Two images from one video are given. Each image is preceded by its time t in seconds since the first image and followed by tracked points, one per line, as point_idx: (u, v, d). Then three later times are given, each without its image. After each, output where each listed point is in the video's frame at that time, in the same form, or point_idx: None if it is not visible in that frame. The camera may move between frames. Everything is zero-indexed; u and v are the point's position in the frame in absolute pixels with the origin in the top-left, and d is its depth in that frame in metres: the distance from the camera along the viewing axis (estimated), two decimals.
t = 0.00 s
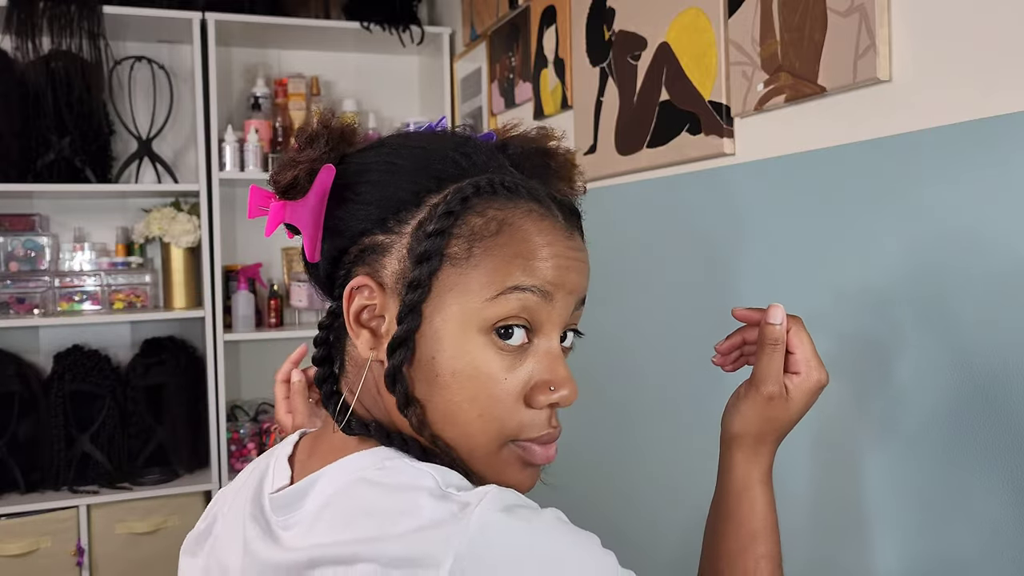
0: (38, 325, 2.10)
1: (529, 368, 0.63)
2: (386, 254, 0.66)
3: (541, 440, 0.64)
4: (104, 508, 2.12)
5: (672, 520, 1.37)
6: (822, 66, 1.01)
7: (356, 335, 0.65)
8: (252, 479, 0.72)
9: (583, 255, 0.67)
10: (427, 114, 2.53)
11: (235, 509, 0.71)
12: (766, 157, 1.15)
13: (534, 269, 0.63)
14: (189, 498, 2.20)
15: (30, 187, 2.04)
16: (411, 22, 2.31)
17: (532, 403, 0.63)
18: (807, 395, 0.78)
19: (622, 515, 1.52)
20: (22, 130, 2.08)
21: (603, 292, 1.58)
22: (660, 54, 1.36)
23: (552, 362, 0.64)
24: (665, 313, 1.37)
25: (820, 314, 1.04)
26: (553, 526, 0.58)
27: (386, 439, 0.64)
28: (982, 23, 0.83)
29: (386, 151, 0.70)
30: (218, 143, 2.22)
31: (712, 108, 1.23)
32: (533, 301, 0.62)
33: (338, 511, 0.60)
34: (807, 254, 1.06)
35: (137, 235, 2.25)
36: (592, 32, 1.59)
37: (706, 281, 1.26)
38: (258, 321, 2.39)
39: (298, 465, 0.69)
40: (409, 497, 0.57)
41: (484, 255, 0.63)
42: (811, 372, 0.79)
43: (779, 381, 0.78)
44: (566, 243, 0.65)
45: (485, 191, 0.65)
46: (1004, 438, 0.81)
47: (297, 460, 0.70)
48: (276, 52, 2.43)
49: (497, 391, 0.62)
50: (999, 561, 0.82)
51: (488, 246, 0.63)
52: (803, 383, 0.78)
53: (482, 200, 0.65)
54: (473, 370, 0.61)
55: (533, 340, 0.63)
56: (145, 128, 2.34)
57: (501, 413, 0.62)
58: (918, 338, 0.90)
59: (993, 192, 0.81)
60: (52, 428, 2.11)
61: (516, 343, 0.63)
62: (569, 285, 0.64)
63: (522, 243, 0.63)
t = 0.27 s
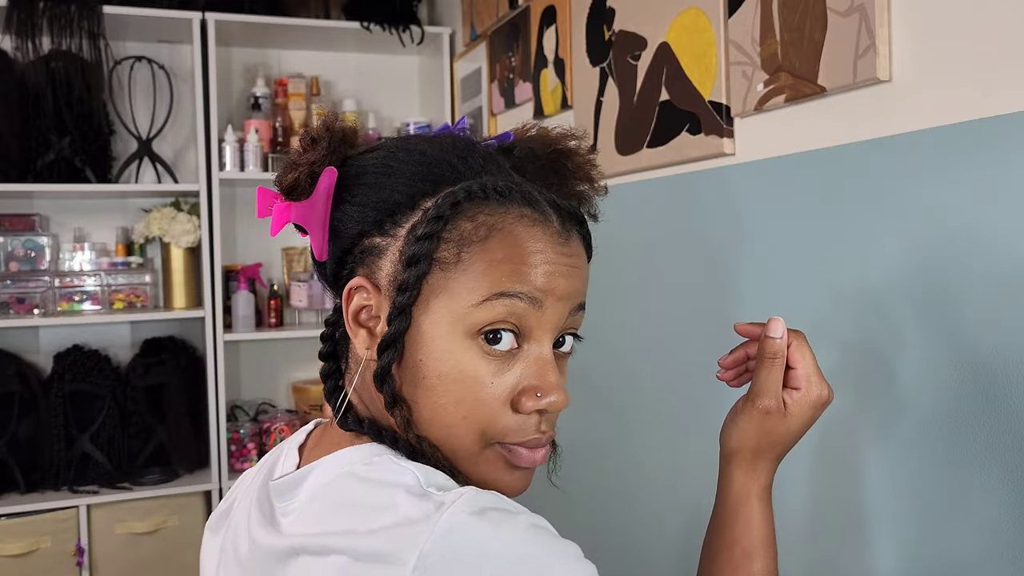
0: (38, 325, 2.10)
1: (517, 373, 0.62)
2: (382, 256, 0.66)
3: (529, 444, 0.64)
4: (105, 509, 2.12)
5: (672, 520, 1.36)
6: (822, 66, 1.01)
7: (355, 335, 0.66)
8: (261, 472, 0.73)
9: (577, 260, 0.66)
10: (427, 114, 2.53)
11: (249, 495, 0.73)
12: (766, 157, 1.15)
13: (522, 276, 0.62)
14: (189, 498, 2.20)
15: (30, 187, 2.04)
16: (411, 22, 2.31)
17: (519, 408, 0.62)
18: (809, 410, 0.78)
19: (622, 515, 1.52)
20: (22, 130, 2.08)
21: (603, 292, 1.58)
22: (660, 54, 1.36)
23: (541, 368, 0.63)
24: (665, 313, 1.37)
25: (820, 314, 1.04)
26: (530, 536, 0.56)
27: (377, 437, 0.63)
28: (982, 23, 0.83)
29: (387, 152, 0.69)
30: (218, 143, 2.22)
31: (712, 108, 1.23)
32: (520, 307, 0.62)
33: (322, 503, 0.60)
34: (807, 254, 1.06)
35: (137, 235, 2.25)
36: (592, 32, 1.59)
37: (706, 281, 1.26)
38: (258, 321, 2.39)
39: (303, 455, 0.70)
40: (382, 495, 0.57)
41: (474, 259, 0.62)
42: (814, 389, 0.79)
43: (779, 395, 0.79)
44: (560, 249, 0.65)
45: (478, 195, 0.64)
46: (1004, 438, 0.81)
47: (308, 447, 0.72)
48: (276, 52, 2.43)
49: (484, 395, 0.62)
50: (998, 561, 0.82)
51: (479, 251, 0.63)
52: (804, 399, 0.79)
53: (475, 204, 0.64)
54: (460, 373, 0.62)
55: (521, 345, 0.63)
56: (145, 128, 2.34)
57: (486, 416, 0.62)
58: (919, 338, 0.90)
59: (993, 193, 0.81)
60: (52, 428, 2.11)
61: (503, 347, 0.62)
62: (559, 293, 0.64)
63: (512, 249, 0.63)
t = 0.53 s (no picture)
0: (38, 325, 2.10)
1: (487, 371, 0.62)
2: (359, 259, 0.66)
3: (504, 442, 0.63)
4: (104, 509, 2.12)
5: (673, 521, 1.36)
6: (822, 66, 1.00)
7: (338, 335, 0.66)
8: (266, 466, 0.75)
9: (550, 258, 0.65)
10: (427, 114, 2.53)
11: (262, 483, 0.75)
12: (766, 157, 1.14)
13: (488, 275, 0.62)
14: (189, 498, 2.20)
15: (29, 187, 2.04)
16: (410, 22, 2.31)
17: (491, 406, 0.61)
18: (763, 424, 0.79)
19: (620, 516, 1.52)
20: (23, 130, 2.09)
21: (602, 292, 1.58)
22: (660, 54, 1.36)
23: (513, 366, 0.62)
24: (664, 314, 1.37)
25: (819, 315, 1.04)
26: (473, 537, 0.56)
27: (355, 436, 0.63)
28: (982, 24, 0.83)
29: (365, 157, 0.70)
30: (218, 143, 2.22)
31: (712, 108, 1.23)
32: (486, 306, 0.61)
33: (288, 498, 0.62)
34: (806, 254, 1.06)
35: (137, 235, 2.25)
36: (592, 32, 1.58)
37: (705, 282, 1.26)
38: (258, 321, 2.39)
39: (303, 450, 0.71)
40: (333, 488, 0.58)
41: (443, 259, 0.62)
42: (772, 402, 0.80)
43: (731, 409, 0.80)
44: (530, 247, 0.64)
45: (444, 196, 0.64)
46: (1005, 440, 0.81)
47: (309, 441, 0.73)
48: (276, 52, 2.43)
49: (454, 394, 0.61)
50: (996, 562, 0.82)
51: (447, 251, 0.62)
52: (756, 414, 0.79)
53: (441, 204, 0.64)
54: (429, 373, 0.61)
55: (491, 344, 0.62)
56: (145, 128, 2.34)
57: (457, 414, 0.61)
58: (918, 338, 0.90)
59: (994, 194, 0.81)
60: (52, 428, 2.11)
61: (473, 347, 0.62)
62: (528, 290, 0.63)
63: (480, 249, 0.62)
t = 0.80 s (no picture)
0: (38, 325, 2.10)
1: (392, 350, 0.60)
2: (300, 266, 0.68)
3: (421, 424, 0.60)
4: (104, 509, 2.12)
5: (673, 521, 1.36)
6: (822, 66, 1.01)
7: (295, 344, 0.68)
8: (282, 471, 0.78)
9: (461, 237, 0.63)
10: (427, 114, 2.53)
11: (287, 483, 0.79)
12: (766, 157, 1.14)
13: (383, 257, 0.61)
14: (189, 498, 2.20)
15: (30, 187, 2.04)
16: (411, 22, 2.31)
17: (397, 386, 0.60)
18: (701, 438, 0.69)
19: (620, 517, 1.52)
20: (23, 130, 2.08)
21: (602, 292, 1.58)
22: (659, 54, 1.36)
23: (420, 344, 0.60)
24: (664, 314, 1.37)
25: (819, 315, 1.04)
26: (384, 537, 0.55)
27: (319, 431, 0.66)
28: (982, 24, 0.83)
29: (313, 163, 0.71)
30: (218, 143, 2.22)
31: (712, 108, 1.23)
32: (380, 287, 0.61)
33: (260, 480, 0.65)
34: (806, 255, 1.06)
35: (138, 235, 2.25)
36: (592, 32, 1.58)
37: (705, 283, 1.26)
38: (258, 321, 2.39)
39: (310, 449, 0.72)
40: (282, 477, 0.60)
41: (349, 247, 0.63)
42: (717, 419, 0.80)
43: (654, 422, 0.70)
44: (431, 225, 0.62)
45: (351, 191, 0.65)
46: (1004, 440, 0.81)
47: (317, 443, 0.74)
48: (276, 52, 2.43)
49: (363, 377, 0.60)
50: (995, 562, 0.82)
51: (353, 238, 0.63)
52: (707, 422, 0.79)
53: (348, 199, 0.64)
54: (339, 358, 0.61)
55: (397, 325, 0.61)
56: (145, 128, 2.34)
57: (369, 396, 0.60)
58: (917, 339, 0.90)
59: (994, 195, 0.81)
60: (52, 428, 2.11)
61: (377, 328, 0.61)
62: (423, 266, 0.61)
63: (381, 232, 0.62)
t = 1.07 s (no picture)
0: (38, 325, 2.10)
1: (324, 349, 0.60)
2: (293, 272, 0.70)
3: (345, 428, 0.59)
4: (104, 509, 2.12)
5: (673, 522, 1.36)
6: (822, 66, 1.01)
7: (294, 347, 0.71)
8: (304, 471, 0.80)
9: (387, 234, 0.60)
10: (427, 114, 2.53)
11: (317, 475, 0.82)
12: (767, 157, 1.14)
13: (309, 259, 0.61)
14: (189, 498, 2.20)
15: (30, 187, 2.04)
16: (411, 22, 2.31)
17: (321, 388, 0.59)
18: (659, 491, 0.60)
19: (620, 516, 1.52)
20: (22, 130, 2.08)
21: (602, 292, 1.58)
22: (659, 54, 1.36)
23: (341, 347, 0.59)
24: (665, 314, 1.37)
25: (819, 315, 1.04)
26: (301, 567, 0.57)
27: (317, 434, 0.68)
28: (982, 25, 0.83)
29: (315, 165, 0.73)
30: (217, 143, 2.22)
31: (712, 108, 1.23)
32: (312, 289, 0.60)
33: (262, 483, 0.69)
34: (806, 255, 1.06)
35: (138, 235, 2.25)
36: (592, 32, 1.58)
37: (706, 283, 1.26)
38: (258, 321, 2.39)
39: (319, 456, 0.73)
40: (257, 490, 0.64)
41: (295, 250, 0.63)
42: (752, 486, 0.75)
43: (589, 456, 0.62)
44: (356, 223, 0.60)
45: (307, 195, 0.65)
46: (1004, 440, 0.80)
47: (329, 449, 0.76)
48: (276, 52, 2.43)
49: (302, 378, 0.61)
50: (995, 562, 0.82)
51: (298, 241, 0.63)
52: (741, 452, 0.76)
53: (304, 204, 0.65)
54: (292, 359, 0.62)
55: (327, 328, 0.60)
56: (145, 128, 2.34)
57: (308, 396, 0.60)
58: (917, 339, 0.90)
59: (994, 195, 0.81)
60: (52, 428, 2.11)
61: (312, 331, 0.61)
62: (341, 267, 0.59)
63: (317, 231, 0.61)
